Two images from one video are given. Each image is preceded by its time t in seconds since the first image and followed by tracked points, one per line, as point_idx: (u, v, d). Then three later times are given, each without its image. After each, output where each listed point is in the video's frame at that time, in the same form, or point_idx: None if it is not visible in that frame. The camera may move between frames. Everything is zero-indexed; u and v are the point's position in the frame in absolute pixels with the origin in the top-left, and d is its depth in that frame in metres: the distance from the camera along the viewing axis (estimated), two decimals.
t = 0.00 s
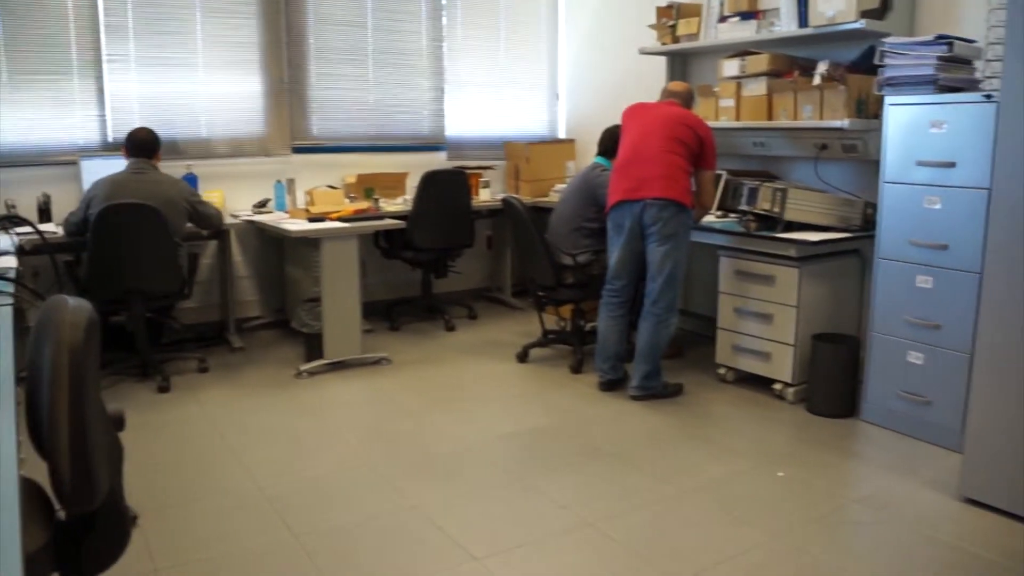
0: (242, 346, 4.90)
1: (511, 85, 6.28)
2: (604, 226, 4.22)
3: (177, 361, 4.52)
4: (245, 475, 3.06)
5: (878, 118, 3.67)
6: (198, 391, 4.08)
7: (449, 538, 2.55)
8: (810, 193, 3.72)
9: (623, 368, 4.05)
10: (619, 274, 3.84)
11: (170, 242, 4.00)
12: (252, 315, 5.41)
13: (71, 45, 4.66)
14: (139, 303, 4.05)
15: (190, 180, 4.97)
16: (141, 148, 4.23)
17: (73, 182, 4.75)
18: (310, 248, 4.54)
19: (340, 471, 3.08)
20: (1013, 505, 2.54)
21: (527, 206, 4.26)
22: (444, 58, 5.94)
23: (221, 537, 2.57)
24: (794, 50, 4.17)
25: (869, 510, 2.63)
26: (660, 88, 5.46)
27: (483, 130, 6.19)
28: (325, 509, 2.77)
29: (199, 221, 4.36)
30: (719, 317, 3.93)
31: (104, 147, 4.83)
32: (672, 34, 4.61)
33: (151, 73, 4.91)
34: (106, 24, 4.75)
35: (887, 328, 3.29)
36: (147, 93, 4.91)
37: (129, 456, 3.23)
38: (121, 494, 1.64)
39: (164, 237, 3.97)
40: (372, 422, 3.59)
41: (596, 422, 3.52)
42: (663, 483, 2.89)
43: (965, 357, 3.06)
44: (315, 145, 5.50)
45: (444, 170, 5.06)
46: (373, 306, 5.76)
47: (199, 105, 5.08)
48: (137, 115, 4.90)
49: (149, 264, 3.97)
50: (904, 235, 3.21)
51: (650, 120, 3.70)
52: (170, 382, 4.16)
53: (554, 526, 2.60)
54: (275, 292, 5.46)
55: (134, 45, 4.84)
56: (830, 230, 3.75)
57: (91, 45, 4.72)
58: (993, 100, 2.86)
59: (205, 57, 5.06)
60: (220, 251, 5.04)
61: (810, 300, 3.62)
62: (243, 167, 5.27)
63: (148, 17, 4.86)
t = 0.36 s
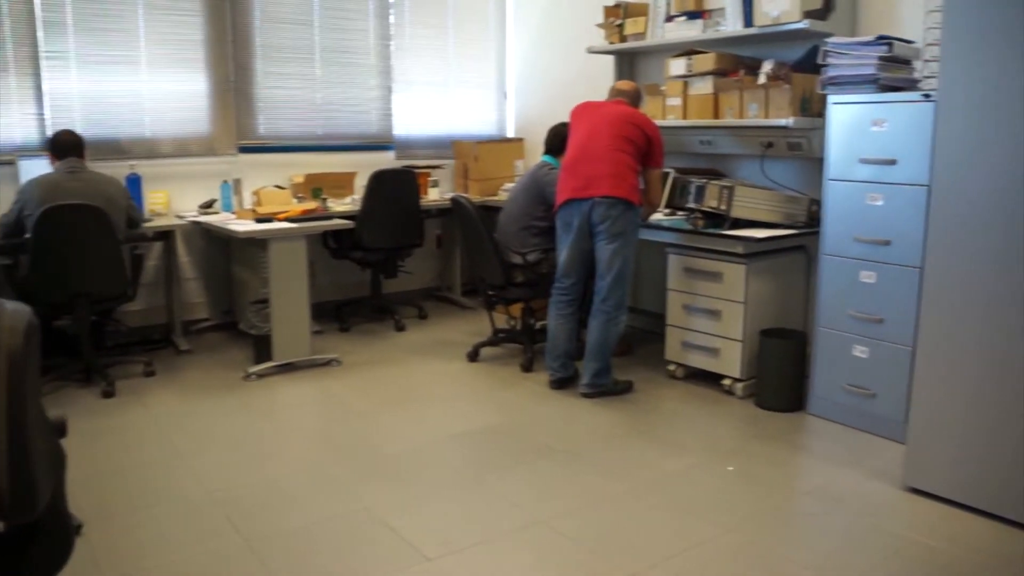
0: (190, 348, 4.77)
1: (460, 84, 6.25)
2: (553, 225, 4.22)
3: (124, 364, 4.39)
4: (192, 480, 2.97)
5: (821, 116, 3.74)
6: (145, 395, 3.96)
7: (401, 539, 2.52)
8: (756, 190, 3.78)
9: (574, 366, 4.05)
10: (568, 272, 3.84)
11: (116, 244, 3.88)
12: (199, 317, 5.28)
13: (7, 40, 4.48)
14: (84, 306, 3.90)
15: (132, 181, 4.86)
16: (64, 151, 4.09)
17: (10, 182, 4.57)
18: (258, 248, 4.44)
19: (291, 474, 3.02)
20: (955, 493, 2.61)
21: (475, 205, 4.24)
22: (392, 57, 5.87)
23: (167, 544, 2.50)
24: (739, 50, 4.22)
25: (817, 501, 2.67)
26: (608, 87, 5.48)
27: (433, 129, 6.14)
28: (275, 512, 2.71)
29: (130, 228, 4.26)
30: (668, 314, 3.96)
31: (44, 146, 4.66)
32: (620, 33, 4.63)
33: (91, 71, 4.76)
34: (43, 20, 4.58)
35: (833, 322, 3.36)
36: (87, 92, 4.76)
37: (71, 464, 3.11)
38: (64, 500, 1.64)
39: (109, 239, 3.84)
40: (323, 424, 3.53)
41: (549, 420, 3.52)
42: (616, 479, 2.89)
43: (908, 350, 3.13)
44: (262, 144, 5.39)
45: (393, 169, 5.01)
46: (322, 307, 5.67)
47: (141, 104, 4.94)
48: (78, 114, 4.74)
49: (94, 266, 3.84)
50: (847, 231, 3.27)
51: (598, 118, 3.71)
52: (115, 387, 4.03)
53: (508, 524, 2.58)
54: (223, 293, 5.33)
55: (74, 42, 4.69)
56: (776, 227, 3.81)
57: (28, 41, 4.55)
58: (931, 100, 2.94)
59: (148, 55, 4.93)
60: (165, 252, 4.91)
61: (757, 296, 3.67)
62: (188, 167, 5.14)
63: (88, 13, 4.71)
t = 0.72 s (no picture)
0: (141, 354, 4.64)
1: (413, 84, 6.19)
2: (507, 226, 4.21)
3: (72, 372, 4.25)
4: (143, 488, 2.89)
5: (771, 116, 3.80)
6: (95, 402, 3.84)
7: (359, 543, 2.48)
8: (708, 190, 3.82)
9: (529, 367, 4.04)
10: (522, 273, 3.84)
11: (66, 248, 3.76)
12: (150, 322, 5.14)
13: None
14: (34, 312, 3.78)
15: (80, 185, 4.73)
16: (5, 155, 4.04)
17: None
18: (211, 251, 4.35)
19: (245, 480, 2.95)
20: (907, 485, 2.66)
21: (429, 207, 4.21)
22: (344, 58, 5.80)
23: (118, 554, 2.42)
24: (691, 51, 4.27)
25: (772, 496, 2.71)
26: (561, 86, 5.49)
27: (385, 130, 6.07)
28: (229, 519, 2.64)
29: (78, 231, 4.14)
30: (623, 314, 3.98)
31: None
32: (572, 34, 4.64)
33: (35, 72, 4.61)
34: None
35: (786, 320, 3.41)
36: (31, 93, 4.60)
37: (16, 474, 3.00)
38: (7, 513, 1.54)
39: (59, 243, 3.73)
40: (278, 429, 3.46)
41: (507, 421, 3.50)
42: (574, 478, 2.89)
43: (858, 347, 3.19)
44: (214, 147, 5.28)
45: (346, 171, 4.95)
46: (275, 310, 5.57)
47: (89, 106, 4.80)
48: (22, 116, 4.59)
49: (43, 271, 3.72)
50: (799, 230, 3.32)
51: (550, 120, 3.71)
52: (64, 395, 3.90)
53: (468, 526, 2.56)
54: (176, 298, 5.21)
55: (17, 41, 4.53)
56: (729, 226, 3.85)
57: None
58: (878, 100, 3.00)
59: (95, 56, 4.79)
60: (115, 256, 4.77)
61: (710, 295, 3.71)
62: (136, 170, 5.01)
63: (31, 12, 4.56)
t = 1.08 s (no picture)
0: (93, 360, 4.51)
1: (369, 85, 6.13)
2: (464, 228, 4.18)
3: (21, 379, 4.11)
4: (95, 497, 2.80)
5: (726, 118, 3.84)
6: (45, 410, 3.72)
7: (317, 548, 2.43)
8: (664, 190, 3.84)
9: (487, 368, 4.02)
10: (479, 275, 3.81)
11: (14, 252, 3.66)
12: (103, 327, 5.01)
13: None
14: None
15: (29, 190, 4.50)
16: None
17: None
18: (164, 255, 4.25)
19: (201, 486, 2.88)
20: (861, 480, 2.71)
21: (385, 209, 4.17)
22: (299, 59, 5.71)
23: (69, 565, 2.34)
24: (647, 52, 4.30)
25: (731, 493, 2.73)
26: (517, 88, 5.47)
27: (342, 131, 5.99)
28: (184, 526, 2.57)
29: (27, 233, 4.02)
30: (581, 315, 3.99)
31: None
32: (528, 35, 4.63)
33: None
34: None
35: (742, 319, 3.45)
36: None
37: None
38: None
39: (7, 246, 3.62)
40: (235, 434, 3.39)
41: (467, 422, 3.48)
42: (534, 479, 2.88)
43: (813, 344, 3.24)
44: (167, 149, 5.16)
45: (300, 173, 4.88)
46: (231, 314, 5.47)
47: (37, 107, 4.66)
48: None
49: None
50: (753, 230, 3.37)
51: (505, 121, 3.69)
52: (13, 403, 3.77)
53: (429, 528, 2.53)
54: (129, 302, 5.07)
55: None
56: (685, 226, 3.89)
57: None
58: (830, 101, 3.05)
59: (43, 56, 4.65)
60: (65, 260, 4.63)
61: (667, 294, 3.74)
62: (88, 173, 4.86)
63: None
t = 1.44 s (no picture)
0: (38, 370, 4.36)
1: (320, 88, 6.04)
2: (415, 232, 4.15)
3: None
4: (41, 509, 2.70)
5: (677, 120, 3.87)
6: None
7: (270, 557, 2.37)
8: (615, 192, 3.86)
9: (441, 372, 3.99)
10: (432, 278, 3.78)
11: None
12: (48, 336, 4.83)
13: None
14: None
15: None
16: None
17: None
18: (110, 261, 4.13)
19: (151, 496, 2.80)
20: (812, 476, 2.76)
21: (337, 213, 4.12)
22: (249, 62, 5.61)
23: None
24: (598, 54, 4.31)
25: (686, 492, 2.75)
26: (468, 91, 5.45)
27: (292, 134, 5.90)
28: (133, 538, 2.49)
29: None
30: (534, 316, 3.99)
31: None
32: (480, 38, 4.63)
33: None
34: None
35: (693, 319, 3.49)
36: None
37: None
38: None
39: None
40: (187, 442, 3.30)
41: (422, 426, 3.45)
42: (490, 481, 2.86)
43: (763, 343, 3.30)
44: (113, 153, 5.00)
45: (247, 177, 4.76)
46: (180, 320, 5.34)
47: None
48: None
49: None
50: (704, 230, 3.41)
51: (456, 124, 3.67)
52: None
53: (385, 532, 2.50)
54: (75, 309, 4.92)
55: None
56: (637, 228, 3.91)
57: None
58: (779, 104, 3.11)
59: None
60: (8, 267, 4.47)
61: (619, 295, 3.75)
62: (31, 177, 4.68)
63: None
